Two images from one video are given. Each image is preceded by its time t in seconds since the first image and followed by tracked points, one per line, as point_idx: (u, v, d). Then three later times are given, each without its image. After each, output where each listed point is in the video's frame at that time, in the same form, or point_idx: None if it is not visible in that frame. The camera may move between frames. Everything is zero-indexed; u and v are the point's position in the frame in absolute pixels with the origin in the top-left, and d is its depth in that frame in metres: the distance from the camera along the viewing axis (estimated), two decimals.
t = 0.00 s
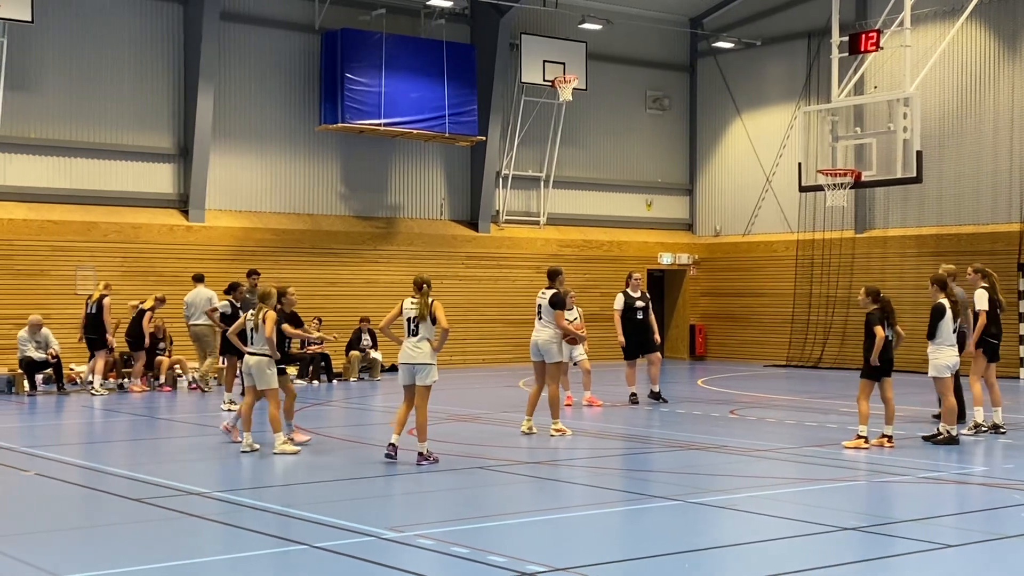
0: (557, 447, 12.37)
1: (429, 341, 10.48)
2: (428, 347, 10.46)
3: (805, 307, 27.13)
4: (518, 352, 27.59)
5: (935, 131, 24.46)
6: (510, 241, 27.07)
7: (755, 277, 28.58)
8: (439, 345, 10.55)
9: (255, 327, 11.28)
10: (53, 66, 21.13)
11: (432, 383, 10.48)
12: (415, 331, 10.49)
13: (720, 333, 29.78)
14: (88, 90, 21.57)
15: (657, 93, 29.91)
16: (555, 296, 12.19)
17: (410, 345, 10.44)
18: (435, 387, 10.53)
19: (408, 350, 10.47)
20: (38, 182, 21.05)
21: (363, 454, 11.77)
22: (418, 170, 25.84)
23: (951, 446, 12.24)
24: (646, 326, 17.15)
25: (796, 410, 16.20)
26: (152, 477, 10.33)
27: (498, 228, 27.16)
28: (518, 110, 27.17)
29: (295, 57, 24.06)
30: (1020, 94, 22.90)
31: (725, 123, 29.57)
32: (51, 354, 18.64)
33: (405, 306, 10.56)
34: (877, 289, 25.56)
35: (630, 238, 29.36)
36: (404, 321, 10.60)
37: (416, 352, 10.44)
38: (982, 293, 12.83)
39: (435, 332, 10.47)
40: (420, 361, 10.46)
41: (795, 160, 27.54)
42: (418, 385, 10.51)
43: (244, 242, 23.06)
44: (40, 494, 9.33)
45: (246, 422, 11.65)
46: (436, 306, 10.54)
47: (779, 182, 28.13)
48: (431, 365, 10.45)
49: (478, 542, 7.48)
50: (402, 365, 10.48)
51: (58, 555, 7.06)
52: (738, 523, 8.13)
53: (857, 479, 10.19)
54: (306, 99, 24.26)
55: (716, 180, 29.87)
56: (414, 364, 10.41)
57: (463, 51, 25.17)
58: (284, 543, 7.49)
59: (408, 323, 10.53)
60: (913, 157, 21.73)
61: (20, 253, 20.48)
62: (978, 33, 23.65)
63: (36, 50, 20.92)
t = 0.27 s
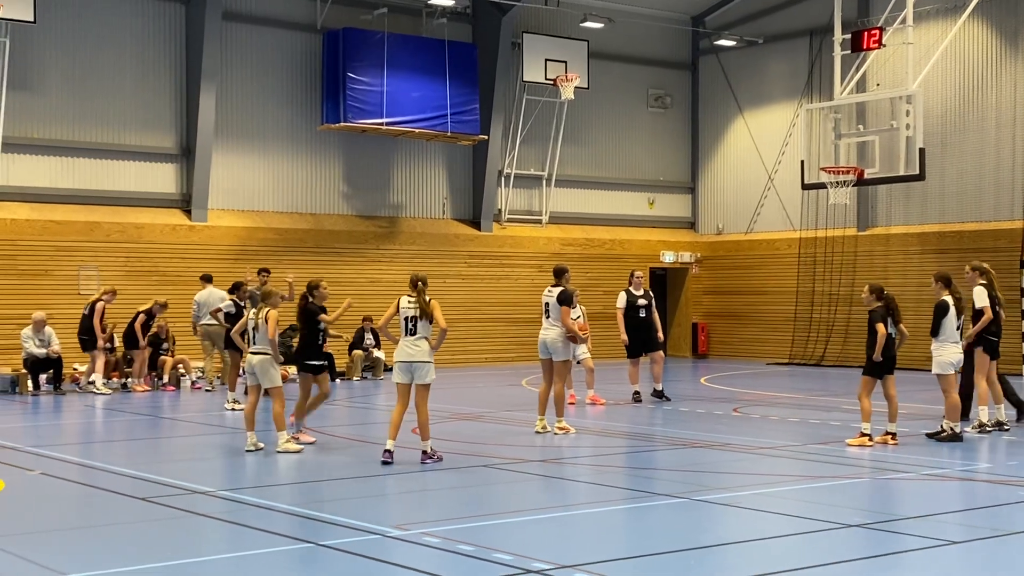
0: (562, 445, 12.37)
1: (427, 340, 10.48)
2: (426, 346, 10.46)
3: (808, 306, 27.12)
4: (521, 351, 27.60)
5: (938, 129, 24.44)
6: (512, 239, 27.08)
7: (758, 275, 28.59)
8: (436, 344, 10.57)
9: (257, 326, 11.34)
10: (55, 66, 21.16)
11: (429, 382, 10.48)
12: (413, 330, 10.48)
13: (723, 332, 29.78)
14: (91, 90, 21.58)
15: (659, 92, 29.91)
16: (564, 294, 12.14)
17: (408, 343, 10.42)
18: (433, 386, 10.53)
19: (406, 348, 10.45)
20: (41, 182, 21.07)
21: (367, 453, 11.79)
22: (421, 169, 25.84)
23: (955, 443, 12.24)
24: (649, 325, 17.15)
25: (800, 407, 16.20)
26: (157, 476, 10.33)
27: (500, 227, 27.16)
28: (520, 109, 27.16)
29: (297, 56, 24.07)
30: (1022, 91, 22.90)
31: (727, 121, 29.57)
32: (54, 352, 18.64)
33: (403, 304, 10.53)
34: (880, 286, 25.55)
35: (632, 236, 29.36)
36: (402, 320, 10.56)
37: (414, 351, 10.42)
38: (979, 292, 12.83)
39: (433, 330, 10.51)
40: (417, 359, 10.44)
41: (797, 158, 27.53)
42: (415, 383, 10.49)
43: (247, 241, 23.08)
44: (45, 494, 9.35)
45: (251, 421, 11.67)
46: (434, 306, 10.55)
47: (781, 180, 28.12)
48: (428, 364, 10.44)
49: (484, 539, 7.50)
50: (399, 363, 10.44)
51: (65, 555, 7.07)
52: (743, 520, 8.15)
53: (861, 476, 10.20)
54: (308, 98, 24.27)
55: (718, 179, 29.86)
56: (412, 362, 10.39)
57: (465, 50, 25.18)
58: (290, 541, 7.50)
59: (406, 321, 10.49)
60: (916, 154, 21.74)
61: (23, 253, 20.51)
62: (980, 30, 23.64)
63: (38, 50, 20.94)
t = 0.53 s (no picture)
0: (565, 443, 12.38)
1: (419, 339, 10.48)
2: (419, 345, 10.46)
3: (809, 304, 27.13)
4: (523, 349, 27.60)
5: (939, 127, 24.45)
6: (513, 238, 27.09)
7: (759, 273, 28.60)
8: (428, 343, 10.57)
9: (264, 325, 11.34)
10: (57, 66, 21.17)
11: (422, 380, 10.50)
12: (406, 329, 10.46)
13: (725, 330, 29.78)
14: (92, 90, 21.59)
15: (660, 90, 29.91)
16: (568, 294, 12.13)
17: (401, 342, 10.42)
18: (426, 384, 10.55)
19: (398, 347, 10.45)
20: (43, 182, 21.08)
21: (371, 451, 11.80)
22: (422, 168, 25.84)
23: (957, 440, 12.24)
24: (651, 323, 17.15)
25: (801, 405, 16.21)
26: (160, 475, 10.35)
27: (502, 225, 27.16)
28: (521, 108, 27.16)
29: (299, 55, 24.08)
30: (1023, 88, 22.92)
31: (728, 119, 29.57)
32: (57, 352, 18.64)
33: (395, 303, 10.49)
34: (881, 284, 25.54)
35: (634, 235, 29.36)
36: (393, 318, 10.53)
37: (406, 350, 10.42)
38: (975, 291, 12.83)
39: (425, 329, 10.51)
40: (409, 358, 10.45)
41: (799, 156, 27.52)
42: (408, 382, 10.50)
43: (248, 241, 23.08)
44: (49, 493, 9.36)
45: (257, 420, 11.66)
46: (426, 304, 10.53)
47: (783, 178, 28.12)
48: (419, 362, 10.44)
49: (488, 537, 7.51)
50: (391, 361, 10.45)
51: (72, 553, 7.09)
52: (747, 518, 8.16)
53: (865, 474, 10.21)
54: (310, 98, 24.28)
55: (719, 177, 29.86)
56: (404, 361, 10.40)
57: (466, 48, 25.19)
58: (295, 539, 7.51)
59: (398, 320, 10.44)
60: (918, 152, 21.77)
61: (25, 254, 20.52)
62: (980, 27, 23.65)
63: (39, 50, 20.95)
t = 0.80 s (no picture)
0: (566, 442, 12.42)
1: (410, 338, 10.48)
2: (410, 345, 10.48)
3: (809, 302, 27.17)
4: (523, 348, 27.64)
5: (938, 125, 24.49)
6: (513, 237, 27.11)
7: (759, 272, 28.63)
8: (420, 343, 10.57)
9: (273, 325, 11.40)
10: (57, 66, 21.19)
11: (415, 378, 10.54)
12: (396, 328, 10.50)
13: (724, 329, 29.81)
14: (92, 90, 21.62)
15: (659, 89, 29.94)
16: (574, 293, 12.31)
17: (392, 341, 10.47)
18: (419, 384, 10.56)
19: (389, 346, 10.50)
20: (43, 182, 21.10)
21: (372, 451, 11.82)
22: (422, 167, 25.87)
23: (957, 439, 12.26)
24: (651, 322, 17.18)
25: (801, 403, 16.25)
26: (162, 474, 10.38)
27: (502, 225, 27.18)
28: (521, 108, 27.19)
29: (298, 55, 24.09)
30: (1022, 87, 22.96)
31: (728, 118, 29.61)
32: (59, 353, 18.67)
33: (387, 303, 10.57)
34: (881, 283, 25.59)
35: (633, 234, 29.40)
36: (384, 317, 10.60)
37: (397, 349, 10.46)
38: (971, 291, 12.86)
39: (416, 329, 10.49)
40: (400, 357, 10.48)
41: (798, 155, 27.55)
42: (401, 381, 10.53)
43: (248, 240, 23.10)
44: (51, 493, 9.39)
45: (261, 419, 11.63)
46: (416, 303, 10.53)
47: (782, 177, 28.16)
48: (410, 362, 10.46)
49: (490, 536, 7.54)
50: (382, 361, 10.51)
51: (75, 552, 7.12)
52: (747, 516, 8.19)
53: (865, 472, 10.25)
54: (310, 97, 24.30)
55: (719, 177, 29.90)
56: (394, 361, 10.44)
57: (466, 48, 25.21)
58: (297, 538, 7.54)
59: (389, 319, 10.52)
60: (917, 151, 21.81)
61: (26, 253, 20.55)
62: (979, 27, 23.69)
63: (39, 51, 20.97)
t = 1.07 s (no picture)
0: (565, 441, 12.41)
1: (406, 337, 10.45)
2: (406, 344, 10.44)
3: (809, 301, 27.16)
4: (522, 348, 27.63)
5: (938, 125, 24.48)
6: (513, 236, 27.11)
7: (759, 272, 28.63)
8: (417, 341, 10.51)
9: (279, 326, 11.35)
10: (56, 66, 21.17)
11: (413, 378, 10.49)
12: (392, 327, 10.49)
13: (724, 328, 29.81)
14: (91, 90, 21.60)
15: (659, 89, 29.92)
16: (575, 292, 12.36)
17: (388, 341, 10.46)
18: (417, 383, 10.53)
19: (387, 346, 10.48)
20: (42, 182, 21.08)
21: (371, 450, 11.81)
22: (421, 166, 25.85)
23: (957, 438, 12.25)
24: (651, 321, 17.17)
25: (801, 403, 16.24)
26: (161, 474, 10.39)
27: (501, 224, 27.17)
28: (520, 107, 27.18)
29: (298, 55, 24.08)
30: (1021, 86, 22.96)
31: (727, 117, 29.60)
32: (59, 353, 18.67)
33: (382, 302, 10.59)
34: (881, 282, 25.59)
35: (633, 233, 29.39)
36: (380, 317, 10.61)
37: (394, 349, 10.44)
38: (970, 294, 12.84)
39: (412, 328, 10.44)
40: (398, 357, 10.45)
41: (797, 154, 27.54)
42: (399, 381, 10.50)
43: (247, 240, 23.10)
44: (50, 492, 9.39)
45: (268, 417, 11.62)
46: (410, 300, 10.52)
47: (782, 176, 28.15)
48: (407, 361, 10.43)
49: (489, 535, 7.53)
50: (381, 361, 10.49)
51: (75, 552, 7.12)
52: (746, 516, 8.18)
53: (864, 471, 10.24)
54: (309, 97, 24.29)
55: (719, 177, 29.89)
56: (391, 360, 10.42)
57: (465, 47, 25.20)
58: (296, 538, 7.53)
59: (385, 319, 10.53)
60: (916, 150, 21.81)
61: (25, 253, 20.54)
62: (979, 26, 23.68)
63: (38, 50, 20.96)
